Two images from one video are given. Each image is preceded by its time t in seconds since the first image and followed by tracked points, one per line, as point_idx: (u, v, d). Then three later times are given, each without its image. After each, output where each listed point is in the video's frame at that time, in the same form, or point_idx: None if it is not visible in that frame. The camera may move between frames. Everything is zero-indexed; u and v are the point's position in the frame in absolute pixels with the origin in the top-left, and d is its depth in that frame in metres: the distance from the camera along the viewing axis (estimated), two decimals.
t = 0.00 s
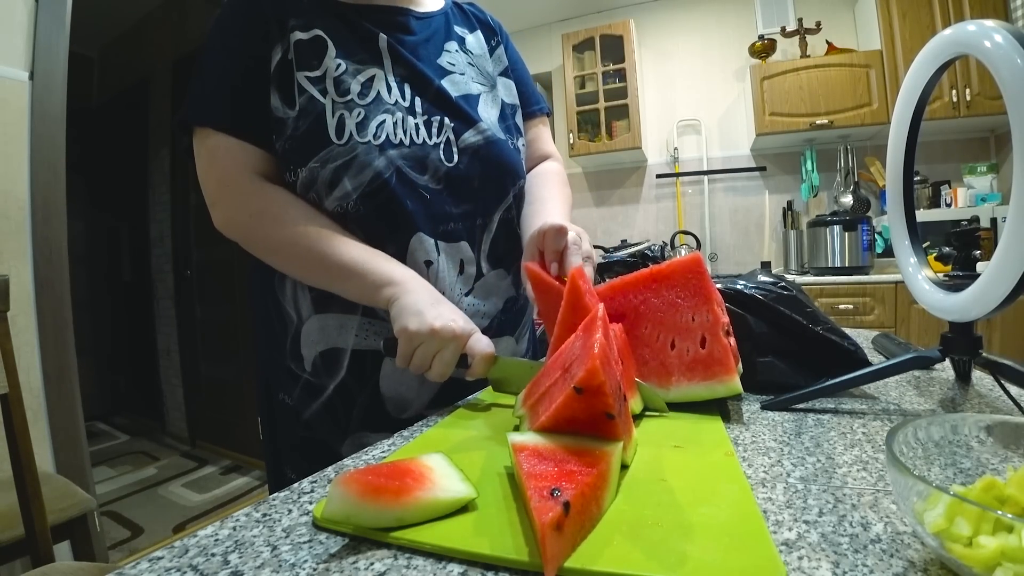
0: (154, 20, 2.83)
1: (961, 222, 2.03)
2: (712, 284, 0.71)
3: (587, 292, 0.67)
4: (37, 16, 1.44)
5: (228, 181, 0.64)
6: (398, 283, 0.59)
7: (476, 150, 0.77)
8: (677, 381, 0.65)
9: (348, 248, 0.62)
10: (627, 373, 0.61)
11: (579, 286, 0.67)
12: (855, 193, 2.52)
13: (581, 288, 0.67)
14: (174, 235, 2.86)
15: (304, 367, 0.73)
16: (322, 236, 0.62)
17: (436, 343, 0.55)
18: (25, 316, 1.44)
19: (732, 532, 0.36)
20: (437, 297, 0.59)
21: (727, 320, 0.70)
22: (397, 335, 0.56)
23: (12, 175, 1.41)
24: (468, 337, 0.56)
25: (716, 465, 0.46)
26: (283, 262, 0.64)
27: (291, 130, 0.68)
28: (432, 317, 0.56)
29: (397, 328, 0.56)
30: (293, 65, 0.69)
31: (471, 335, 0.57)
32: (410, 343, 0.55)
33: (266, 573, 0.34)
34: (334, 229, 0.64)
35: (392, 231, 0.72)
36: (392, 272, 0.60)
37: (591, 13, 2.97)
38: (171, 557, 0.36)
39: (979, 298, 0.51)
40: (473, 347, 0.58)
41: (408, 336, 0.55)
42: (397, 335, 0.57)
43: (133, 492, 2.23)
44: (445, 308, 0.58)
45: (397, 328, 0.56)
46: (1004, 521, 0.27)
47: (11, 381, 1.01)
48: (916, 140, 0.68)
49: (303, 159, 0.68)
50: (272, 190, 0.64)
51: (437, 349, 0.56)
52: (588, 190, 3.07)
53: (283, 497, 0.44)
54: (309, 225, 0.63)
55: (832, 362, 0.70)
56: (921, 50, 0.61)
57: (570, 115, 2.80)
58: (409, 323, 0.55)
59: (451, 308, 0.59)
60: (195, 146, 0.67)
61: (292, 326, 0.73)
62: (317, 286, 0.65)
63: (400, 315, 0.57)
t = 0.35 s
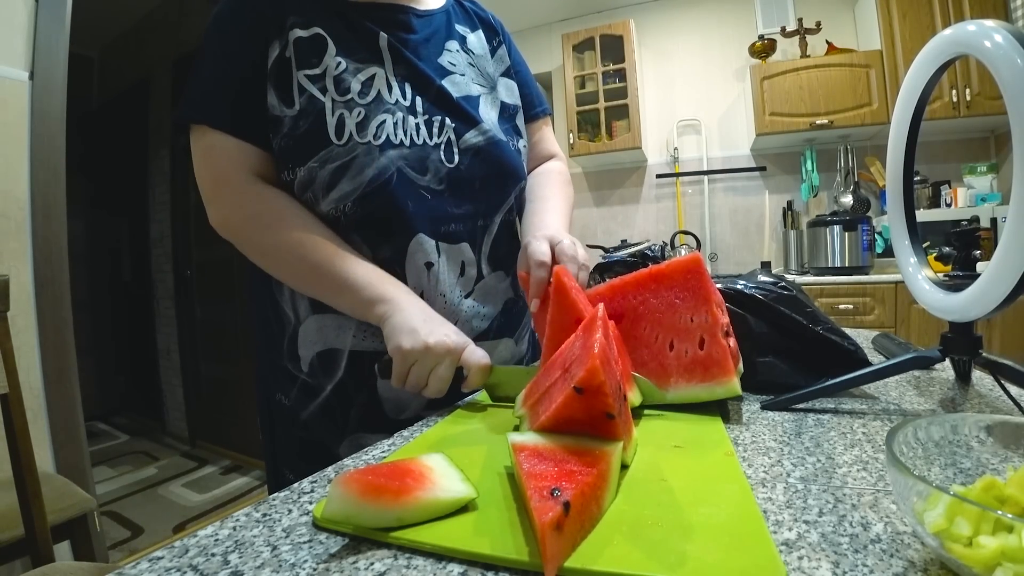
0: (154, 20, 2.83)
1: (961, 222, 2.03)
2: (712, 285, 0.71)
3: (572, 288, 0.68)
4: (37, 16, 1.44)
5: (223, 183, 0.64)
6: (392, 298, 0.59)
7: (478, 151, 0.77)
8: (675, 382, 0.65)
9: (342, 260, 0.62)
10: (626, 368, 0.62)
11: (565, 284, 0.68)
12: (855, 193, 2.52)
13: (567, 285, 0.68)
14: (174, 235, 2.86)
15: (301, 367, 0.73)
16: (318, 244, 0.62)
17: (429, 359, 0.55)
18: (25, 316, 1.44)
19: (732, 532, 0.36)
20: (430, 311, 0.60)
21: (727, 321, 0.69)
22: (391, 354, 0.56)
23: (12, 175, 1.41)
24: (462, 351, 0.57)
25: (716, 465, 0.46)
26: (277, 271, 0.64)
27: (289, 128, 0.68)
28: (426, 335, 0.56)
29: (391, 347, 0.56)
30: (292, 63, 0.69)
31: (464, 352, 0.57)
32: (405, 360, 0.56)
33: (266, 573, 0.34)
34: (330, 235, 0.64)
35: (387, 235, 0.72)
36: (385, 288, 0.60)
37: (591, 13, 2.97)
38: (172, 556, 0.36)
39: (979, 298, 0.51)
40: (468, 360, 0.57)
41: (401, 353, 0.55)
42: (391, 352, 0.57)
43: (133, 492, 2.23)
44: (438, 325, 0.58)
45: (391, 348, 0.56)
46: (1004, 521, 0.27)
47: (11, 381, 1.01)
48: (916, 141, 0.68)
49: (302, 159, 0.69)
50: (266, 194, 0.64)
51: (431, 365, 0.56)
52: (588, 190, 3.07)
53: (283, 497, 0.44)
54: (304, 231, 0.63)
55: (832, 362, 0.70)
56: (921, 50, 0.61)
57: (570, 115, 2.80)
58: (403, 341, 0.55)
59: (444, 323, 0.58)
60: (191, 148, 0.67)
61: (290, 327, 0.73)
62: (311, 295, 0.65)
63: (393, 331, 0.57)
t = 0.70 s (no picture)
0: (154, 20, 2.83)
1: (961, 222, 2.03)
2: (712, 285, 0.71)
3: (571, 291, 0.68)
4: (37, 16, 1.44)
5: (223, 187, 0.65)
6: (390, 303, 0.59)
7: (469, 148, 0.77)
8: (675, 382, 0.65)
9: (340, 264, 0.62)
10: (626, 368, 0.62)
11: (563, 288, 0.68)
12: (855, 193, 2.52)
13: (564, 288, 0.68)
14: (174, 235, 2.86)
15: (296, 367, 0.73)
16: (315, 248, 0.62)
17: (428, 364, 0.55)
18: (25, 316, 1.44)
19: (732, 531, 0.36)
20: (427, 315, 0.59)
21: (727, 320, 0.69)
22: (390, 359, 0.57)
23: (12, 175, 1.41)
24: (460, 354, 0.57)
25: (716, 465, 0.46)
26: (274, 274, 0.64)
27: (280, 128, 0.68)
28: (423, 339, 0.56)
29: (390, 352, 0.56)
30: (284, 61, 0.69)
31: (463, 355, 0.57)
32: (403, 366, 0.56)
33: (266, 573, 0.34)
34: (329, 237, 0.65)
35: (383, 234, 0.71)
36: (383, 292, 0.60)
37: (591, 13, 2.97)
38: (172, 557, 0.36)
39: (979, 298, 0.51)
40: (464, 363, 0.57)
41: (400, 359, 0.56)
42: (389, 357, 0.57)
43: (133, 492, 2.23)
44: (438, 329, 0.58)
45: (390, 354, 0.57)
46: (1004, 521, 0.27)
47: (11, 381, 1.01)
48: (916, 141, 0.68)
49: (294, 158, 0.68)
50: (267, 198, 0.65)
51: (430, 371, 0.56)
52: (588, 190, 3.07)
53: (283, 497, 0.44)
54: (302, 234, 0.63)
55: (832, 362, 0.70)
56: (922, 49, 0.61)
57: (570, 115, 2.80)
58: (402, 347, 0.55)
59: (440, 325, 0.59)
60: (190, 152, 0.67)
61: (284, 326, 0.73)
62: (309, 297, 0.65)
63: (391, 336, 0.57)
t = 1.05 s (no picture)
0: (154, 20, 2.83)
1: (961, 222, 2.03)
2: (710, 283, 0.70)
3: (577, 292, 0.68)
4: (37, 17, 1.44)
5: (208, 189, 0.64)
6: (381, 300, 0.59)
7: (474, 164, 0.77)
8: (672, 378, 0.65)
9: (331, 261, 0.61)
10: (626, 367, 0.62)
11: (567, 287, 0.68)
12: (855, 193, 2.51)
13: (570, 290, 0.68)
14: (174, 235, 2.86)
15: (286, 367, 0.72)
16: (304, 247, 0.62)
17: (422, 364, 0.55)
18: (25, 316, 1.44)
19: (732, 531, 0.36)
20: (419, 313, 0.60)
21: (725, 318, 0.68)
22: (382, 359, 0.56)
23: (13, 175, 1.41)
24: (456, 354, 0.57)
25: (716, 465, 0.46)
26: (260, 272, 0.63)
27: (282, 142, 0.69)
28: (417, 337, 0.56)
29: (382, 352, 0.56)
30: (288, 73, 0.69)
31: (457, 355, 0.57)
32: (396, 367, 0.55)
33: (266, 573, 0.34)
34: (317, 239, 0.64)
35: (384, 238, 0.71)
36: (374, 289, 0.60)
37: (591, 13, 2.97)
38: (172, 557, 0.36)
39: (979, 298, 0.51)
40: (462, 363, 0.57)
41: (393, 359, 0.55)
42: (382, 359, 0.56)
43: (133, 492, 2.23)
44: (430, 326, 0.58)
45: (382, 353, 0.56)
46: (1004, 521, 0.27)
47: (11, 381, 1.01)
48: (916, 141, 0.68)
49: (295, 173, 0.69)
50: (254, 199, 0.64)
51: (424, 371, 0.55)
52: (588, 190, 3.07)
53: (283, 497, 0.44)
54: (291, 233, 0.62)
55: (832, 362, 0.70)
56: (921, 51, 0.61)
57: (570, 115, 2.80)
58: (394, 346, 0.55)
59: (434, 325, 0.58)
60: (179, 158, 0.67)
61: (274, 327, 0.73)
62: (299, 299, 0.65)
63: (383, 336, 0.57)
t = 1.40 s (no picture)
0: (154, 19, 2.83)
1: (961, 222, 2.03)
2: (711, 285, 0.70)
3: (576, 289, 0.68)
4: (37, 16, 1.44)
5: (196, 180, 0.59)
6: (381, 302, 0.58)
7: (469, 177, 0.79)
8: (668, 380, 0.65)
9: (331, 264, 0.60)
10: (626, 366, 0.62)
11: (567, 284, 0.68)
12: (855, 193, 2.51)
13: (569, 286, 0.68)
14: (175, 235, 2.87)
15: (277, 371, 0.72)
16: (297, 247, 0.60)
17: (421, 365, 0.56)
18: (25, 316, 1.44)
19: (731, 532, 0.36)
20: (416, 315, 0.60)
21: (723, 321, 0.68)
22: (380, 359, 0.57)
23: (13, 175, 1.41)
24: (454, 354, 0.57)
25: (716, 465, 0.46)
26: (247, 273, 0.61)
27: (284, 142, 0.66)
28: (415, 337, 0.56)
29: (380, 352, 0.56)
30: (292, 67, 0.67)
31: (454, 354, 0.58)
32: (394, 366, 0.56)
33: (266, 573, 0.34)
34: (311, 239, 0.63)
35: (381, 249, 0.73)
36: (369, 289, 0.59)
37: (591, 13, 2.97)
38: (172, 556, 0.36)
39: (979, 298, 0.51)
40: (459, 364, 0.58)
41: (391, 358, 0.56)
42: (379, 358, 0.57)
43: (133, 492, 2.23)
44: (430, 329, 0.58)
45: (379, 354, 0.57)
46: (1004, 521, 0.27)
47: (11, 381, 1.01)
48: (916, 141, 0.68)
49: (298, 177, 0.67)
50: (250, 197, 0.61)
51: (421, 371, 0.56)
52: (588, 190, 3.07)
53: (283, 497, 0.44)
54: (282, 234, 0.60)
55: (832, 362, 0.70)
56: (922, 50, 0.61)
57: (570, 115, 2.80)
58: (393, 345, 0.56)
59: (431, 327, 0.58)
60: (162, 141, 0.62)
61: (265, 330, 0.72)
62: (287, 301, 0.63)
63: (382, 335, 0.57)
